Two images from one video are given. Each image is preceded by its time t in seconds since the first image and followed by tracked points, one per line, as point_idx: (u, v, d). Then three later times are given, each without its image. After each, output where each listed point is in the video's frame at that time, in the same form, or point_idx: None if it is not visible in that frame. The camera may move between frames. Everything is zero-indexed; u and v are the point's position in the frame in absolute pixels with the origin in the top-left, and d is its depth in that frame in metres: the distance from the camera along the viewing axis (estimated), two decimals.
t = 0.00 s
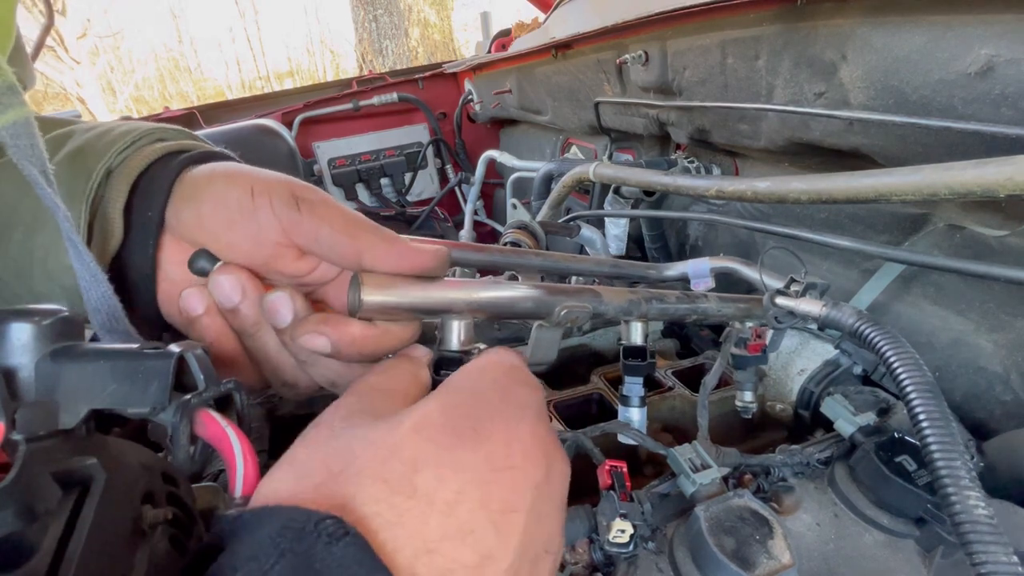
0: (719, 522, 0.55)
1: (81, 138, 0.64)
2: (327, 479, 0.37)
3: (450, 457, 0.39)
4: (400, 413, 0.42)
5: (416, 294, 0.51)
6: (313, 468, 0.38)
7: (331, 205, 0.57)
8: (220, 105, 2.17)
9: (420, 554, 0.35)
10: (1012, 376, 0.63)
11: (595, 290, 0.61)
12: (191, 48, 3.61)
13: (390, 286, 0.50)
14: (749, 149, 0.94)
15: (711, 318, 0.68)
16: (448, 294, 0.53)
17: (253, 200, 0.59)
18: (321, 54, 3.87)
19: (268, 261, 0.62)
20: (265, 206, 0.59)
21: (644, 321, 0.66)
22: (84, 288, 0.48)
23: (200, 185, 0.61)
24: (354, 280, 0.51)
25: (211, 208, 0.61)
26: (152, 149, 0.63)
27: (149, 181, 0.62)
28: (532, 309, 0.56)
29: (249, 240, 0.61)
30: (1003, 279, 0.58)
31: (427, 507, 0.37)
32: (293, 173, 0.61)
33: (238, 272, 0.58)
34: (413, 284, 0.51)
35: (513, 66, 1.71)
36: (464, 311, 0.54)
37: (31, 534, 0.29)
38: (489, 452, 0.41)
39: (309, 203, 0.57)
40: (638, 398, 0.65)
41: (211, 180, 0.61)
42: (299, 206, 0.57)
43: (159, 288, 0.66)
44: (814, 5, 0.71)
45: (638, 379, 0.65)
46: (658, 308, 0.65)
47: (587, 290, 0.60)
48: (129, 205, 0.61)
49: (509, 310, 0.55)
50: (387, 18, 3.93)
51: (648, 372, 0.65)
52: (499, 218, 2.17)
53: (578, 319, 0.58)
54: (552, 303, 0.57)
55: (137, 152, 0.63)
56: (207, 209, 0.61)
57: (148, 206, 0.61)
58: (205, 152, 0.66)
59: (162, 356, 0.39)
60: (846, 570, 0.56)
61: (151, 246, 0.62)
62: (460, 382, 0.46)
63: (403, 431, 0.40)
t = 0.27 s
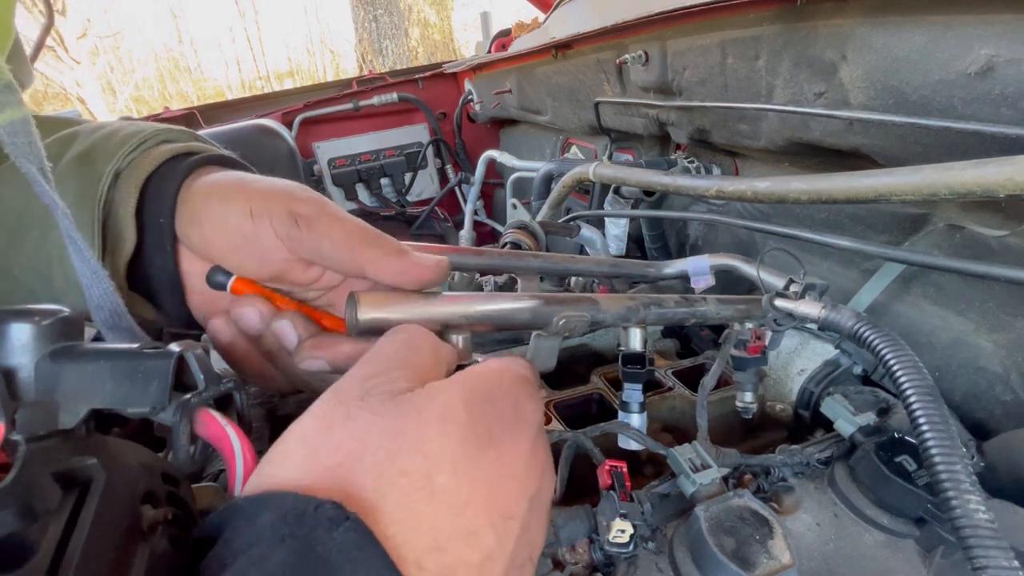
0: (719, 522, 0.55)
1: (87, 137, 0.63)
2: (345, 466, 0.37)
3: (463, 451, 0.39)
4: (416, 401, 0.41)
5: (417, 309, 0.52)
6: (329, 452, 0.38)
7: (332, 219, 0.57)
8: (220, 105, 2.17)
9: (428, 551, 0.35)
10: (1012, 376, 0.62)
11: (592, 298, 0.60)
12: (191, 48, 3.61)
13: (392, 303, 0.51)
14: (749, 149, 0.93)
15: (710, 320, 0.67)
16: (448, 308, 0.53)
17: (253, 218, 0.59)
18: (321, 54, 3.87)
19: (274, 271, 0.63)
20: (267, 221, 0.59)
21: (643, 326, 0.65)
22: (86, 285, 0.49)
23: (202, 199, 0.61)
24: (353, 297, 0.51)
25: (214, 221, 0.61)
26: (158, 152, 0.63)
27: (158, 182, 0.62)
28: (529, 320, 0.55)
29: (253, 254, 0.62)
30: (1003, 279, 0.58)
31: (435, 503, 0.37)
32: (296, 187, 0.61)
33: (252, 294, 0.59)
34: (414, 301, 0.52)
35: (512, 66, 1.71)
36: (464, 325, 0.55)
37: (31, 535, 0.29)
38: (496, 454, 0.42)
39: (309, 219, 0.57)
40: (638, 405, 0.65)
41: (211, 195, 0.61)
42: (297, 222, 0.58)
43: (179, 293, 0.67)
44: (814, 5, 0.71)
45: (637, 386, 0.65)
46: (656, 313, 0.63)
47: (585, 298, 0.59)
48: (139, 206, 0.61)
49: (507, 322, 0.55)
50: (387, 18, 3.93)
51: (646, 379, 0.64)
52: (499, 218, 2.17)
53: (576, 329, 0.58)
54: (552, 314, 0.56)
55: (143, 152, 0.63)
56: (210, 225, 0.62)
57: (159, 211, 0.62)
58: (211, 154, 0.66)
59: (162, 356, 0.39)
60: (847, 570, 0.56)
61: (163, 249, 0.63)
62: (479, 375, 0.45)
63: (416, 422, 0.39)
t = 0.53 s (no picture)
0: (719, 522, 0.55)
1: (87, 124, 0.63)
2: (353, 453, 0.37)
3: (466, 446, 0.40)
4: (421, 400, 0.42)
5: (410, 321, 0.52)
6: (335, 442, 0.37)
7: (320, 218, 0.57)
8: (220, 105, 2.17)
9: (436, 540, 0.35)
10: (1012, 376, 0.62)
11: (589, 303, 0.60)
12: (191, 49, 3.61)
13: (388, 317, 0.51)
14: (749, 149, 0.93)
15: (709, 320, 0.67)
16: (444, 318, 0.53)
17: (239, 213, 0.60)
18: (321, 54, 3.88)
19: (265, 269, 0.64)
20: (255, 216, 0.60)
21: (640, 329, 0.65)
22: (87, 287, 0.48)
23: (194, 189, 0.62)
24: (349, 311, 0.51)
25: (206, 217, 0.62)
26: (159, 136, 0.63)
27: (158, 167, 0.62)
28: (526, 327, 0.55)
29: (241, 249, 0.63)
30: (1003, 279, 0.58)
31: (443, 494, 0.37)
32: (283, 178, 0.61)
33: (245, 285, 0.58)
34: (409, 313, 0.52)
35: (512, 66, 1.71)
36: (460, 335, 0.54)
37: (31, 535, 0.29)
38: (500, 451, 0.42)
39: (292, 216, 0.57)
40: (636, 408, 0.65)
41: (201, 185, 0.62)
42: (278, 220, 0.58)
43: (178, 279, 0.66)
44: (814, 5, 0.71)
45: (635, 389, 0.65)
46: (654, 316, 0.63)
47: (582, 303, 0.59)
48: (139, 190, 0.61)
49: (504, 329, 0.55)
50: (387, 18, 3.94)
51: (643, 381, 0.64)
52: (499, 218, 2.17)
53: (572, 334, 0.57)
54: (549, 320, 0.56)
55: (145, 137, 0.63)
56: (199, 217, 0.62)
57: (157, 195, 0.62)
58: (210, 139, 0.67)
59: (162, 355, 0.39)
60: (847, 570, 0.56)
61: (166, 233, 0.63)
62: (481, 377, 0.46)
63: (419, 418, 0.40)
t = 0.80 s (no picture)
0: (719, 522, 0.55)
1: (78, 117, 0.63)
2: (333, 430, 0.37)
3: (449, 421, 0.40)
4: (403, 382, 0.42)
5: (415, 316, 0.51)
6: (320, 421, 0.38)
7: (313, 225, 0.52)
8: (220, 105, 2.16)
9: (416, 508, 0.35)
10: (1012, 376, 0.63)
11: (594, 302, 0.61)
12: (191, 49, 3.61)
13: (394, 312, 0.50)
14: (749, 149, 0.93)
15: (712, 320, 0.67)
16: (449, 315, 0.53)
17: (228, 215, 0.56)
18: (321, 54, 3.88)
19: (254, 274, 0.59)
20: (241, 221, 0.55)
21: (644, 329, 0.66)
22: (81, 279, 0.49)
23: (183, 186, 0.59)
24: (355, 306, 0.50)
25: (195, 214, 0.59)
26: (145, 128, 0.63)
27: (144, 159, 0.61)
28: (532, 325, 0.56)
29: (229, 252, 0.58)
30: (1003, 279, 0.58)
31: (424, 465, 0.37)
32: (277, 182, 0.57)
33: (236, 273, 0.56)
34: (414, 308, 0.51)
35: (512, 66, 1.71)
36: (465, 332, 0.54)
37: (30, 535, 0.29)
38: (488, 422, 0.42)
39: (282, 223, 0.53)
40: (639, 409, 0.65)
41: (189, 183, 0.59)
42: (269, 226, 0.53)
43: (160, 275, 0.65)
44: (814, 5, 0.71)
45: (640, 388, 0.65)
46: (658, 315, 0.63)
47: (586, 302, 0.60)
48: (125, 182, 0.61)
49: (508, 328, 0.55)
50: (388, 18, 3.94)
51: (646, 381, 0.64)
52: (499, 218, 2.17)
53: (577, 333, 0.58)
54: (554, 318, 0.57)
55: (133, 130, 0.62)
56: (187, 214, 0.59)
57: (141, 184, 0.61)
58: (200, 131, 0.66)
59: (161, 355, 0.38)
60: (846, 570, 0.56)
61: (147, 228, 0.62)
62: (470, 362, 0.46)
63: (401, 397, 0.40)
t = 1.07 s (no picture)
0: (719, 522, 0.55)
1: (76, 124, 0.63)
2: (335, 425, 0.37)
3: (449, 412, 0.40)
4: (408, 376, 0.42)
5: (427, 293, 0.52)
6: (320, 415, 0.37)
7: (320, 209, 0.53)
8: (220, 105, 2.16)
9: (416, 512, 0.35)
10: (1012, 376, 0.63)
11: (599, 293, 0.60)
12: (191, 49, 3.61)
13: (404, 289, 0.51)
14: (749, 149, 0.93)
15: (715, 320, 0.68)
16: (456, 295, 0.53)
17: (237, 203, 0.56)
18: (321, 54, 3.88)
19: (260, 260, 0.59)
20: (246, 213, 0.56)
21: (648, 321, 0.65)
22: (76, 275, 0.49)
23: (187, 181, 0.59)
24: (365, 280, 0.50)
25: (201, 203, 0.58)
26: (141, 136, 0.62)
27: (140, 166, 0.61)
28: (540, 311, 0.56)
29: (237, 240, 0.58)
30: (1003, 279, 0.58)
31: (426, 467, 0.37)
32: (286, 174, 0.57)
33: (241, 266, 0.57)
34: (423, 287, 0.52)
35: (512, 66, 1.71)
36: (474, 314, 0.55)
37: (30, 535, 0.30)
38: (490, 424, 0.42)
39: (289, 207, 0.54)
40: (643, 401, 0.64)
41: (197, 177, 0.59)
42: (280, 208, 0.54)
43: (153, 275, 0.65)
44: (814, 5, 0.71)
45: (643, 382, 0.65)
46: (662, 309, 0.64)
47: (592, 293, 0.59)
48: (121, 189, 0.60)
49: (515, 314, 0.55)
50: (387, 18, 3.89)
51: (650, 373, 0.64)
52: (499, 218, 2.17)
53: (583, 324, 0.58)
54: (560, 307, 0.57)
55: (130, 137, 0.62)
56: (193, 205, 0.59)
57: (139, 192, 0.61)
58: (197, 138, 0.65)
59: (161, 355, 0.38)
60: (846, 570, 0.56)
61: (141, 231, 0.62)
62: (475, 361, 0.46)
63: (399, 386, 0.40)
